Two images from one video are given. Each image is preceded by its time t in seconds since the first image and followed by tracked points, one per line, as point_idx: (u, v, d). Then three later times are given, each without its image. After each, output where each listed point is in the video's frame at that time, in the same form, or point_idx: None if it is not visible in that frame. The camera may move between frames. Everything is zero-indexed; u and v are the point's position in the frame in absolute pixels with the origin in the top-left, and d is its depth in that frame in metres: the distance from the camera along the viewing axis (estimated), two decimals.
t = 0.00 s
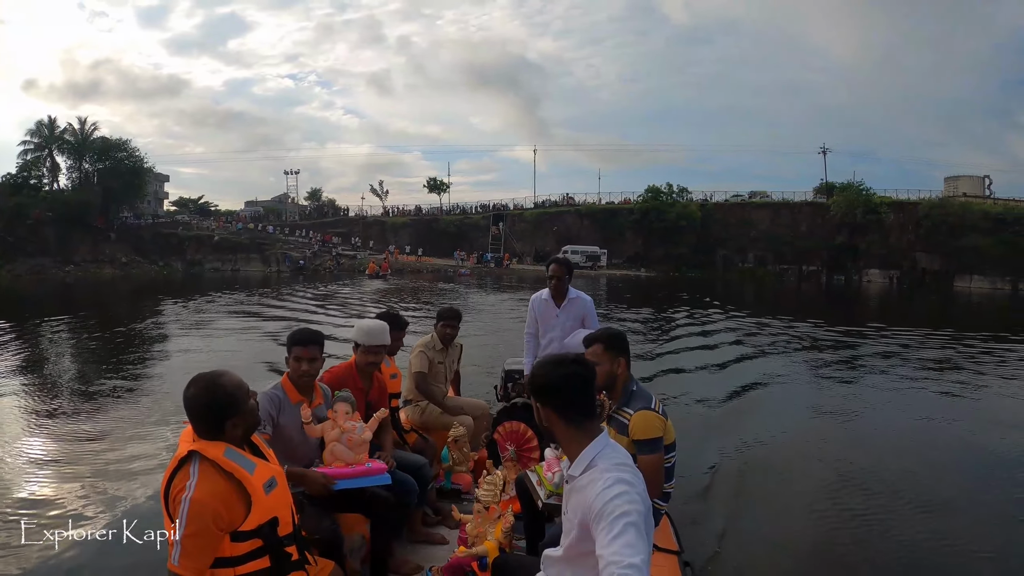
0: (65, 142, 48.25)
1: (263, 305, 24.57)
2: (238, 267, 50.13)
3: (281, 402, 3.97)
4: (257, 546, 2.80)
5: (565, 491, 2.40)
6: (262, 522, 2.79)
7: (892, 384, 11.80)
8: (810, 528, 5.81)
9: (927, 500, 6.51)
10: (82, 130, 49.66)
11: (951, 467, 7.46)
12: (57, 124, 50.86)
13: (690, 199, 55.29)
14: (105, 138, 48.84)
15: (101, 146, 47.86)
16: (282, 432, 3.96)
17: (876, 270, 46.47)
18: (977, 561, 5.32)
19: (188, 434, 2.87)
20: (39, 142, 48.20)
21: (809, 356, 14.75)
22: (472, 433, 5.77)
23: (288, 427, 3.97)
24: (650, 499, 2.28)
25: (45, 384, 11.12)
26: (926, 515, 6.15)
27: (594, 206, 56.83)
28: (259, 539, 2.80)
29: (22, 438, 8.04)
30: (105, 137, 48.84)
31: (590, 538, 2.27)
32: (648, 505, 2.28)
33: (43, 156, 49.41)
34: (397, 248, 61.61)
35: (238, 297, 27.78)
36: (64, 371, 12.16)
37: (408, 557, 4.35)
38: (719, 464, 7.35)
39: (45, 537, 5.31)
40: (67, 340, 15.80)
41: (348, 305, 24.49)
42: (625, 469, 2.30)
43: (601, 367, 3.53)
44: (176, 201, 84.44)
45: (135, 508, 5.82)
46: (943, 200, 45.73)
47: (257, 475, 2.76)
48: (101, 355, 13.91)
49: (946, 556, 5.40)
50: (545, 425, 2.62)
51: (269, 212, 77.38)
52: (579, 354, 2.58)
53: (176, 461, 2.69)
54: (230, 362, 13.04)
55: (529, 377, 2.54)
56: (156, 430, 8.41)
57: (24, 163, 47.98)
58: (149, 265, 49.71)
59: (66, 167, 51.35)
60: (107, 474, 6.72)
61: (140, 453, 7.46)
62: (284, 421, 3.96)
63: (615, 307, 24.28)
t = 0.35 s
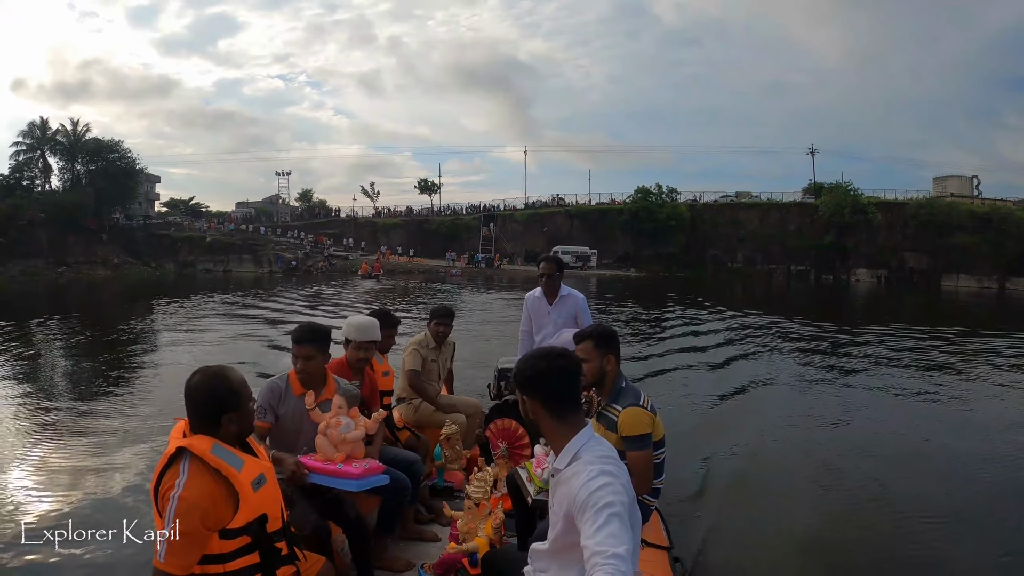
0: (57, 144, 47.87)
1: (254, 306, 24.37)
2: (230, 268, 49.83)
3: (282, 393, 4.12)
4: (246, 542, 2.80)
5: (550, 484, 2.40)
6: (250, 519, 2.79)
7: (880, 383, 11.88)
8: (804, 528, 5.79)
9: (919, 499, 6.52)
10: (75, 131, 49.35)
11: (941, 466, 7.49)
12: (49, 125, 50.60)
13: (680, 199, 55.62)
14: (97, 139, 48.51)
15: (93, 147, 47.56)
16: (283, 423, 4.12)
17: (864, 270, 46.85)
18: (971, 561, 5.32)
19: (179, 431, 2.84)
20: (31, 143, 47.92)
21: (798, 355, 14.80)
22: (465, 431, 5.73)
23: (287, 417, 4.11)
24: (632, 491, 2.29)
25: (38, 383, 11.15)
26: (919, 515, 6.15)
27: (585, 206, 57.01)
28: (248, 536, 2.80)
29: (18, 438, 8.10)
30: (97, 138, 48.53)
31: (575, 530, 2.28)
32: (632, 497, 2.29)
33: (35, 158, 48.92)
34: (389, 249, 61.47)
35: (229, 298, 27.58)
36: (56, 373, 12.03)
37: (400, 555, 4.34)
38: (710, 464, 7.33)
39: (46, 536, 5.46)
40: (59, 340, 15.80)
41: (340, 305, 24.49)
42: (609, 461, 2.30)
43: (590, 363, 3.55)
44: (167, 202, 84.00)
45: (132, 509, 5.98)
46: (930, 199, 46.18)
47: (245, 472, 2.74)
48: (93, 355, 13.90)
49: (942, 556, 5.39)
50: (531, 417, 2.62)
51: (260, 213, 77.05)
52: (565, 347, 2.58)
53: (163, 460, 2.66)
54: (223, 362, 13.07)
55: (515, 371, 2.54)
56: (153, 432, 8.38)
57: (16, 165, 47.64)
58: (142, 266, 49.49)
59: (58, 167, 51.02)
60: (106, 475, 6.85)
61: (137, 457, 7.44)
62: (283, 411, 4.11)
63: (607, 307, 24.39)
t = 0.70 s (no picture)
0: (49, 140, 47.32)
1: (246, 302, 24.12)
2: (222, 264, 49.46)
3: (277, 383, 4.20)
4: (251, 543, 2.80)
5: (552, 486, 2.42)
6: (255, 521, 2.78)
7: (869, 380, 11.99)
8: (806, 529, 5.79)
9: (916, 499, 6.56)
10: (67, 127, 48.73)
11: (935, 464, 7.55)
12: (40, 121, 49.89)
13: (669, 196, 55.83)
14: (90, 136, 48.06)
15: (85, 143, 47.10)
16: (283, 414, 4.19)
17: (852, 268, 47.18)
18: (970, 562, 5.35)
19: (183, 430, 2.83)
20: (22, 139, 47.20)
21: (788, 352, 14.92)
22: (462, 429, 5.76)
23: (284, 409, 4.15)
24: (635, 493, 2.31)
25: (28, 381, 11.02)
26: (919, 516, 6.17)
27: (575, 203, 57.05)
28: (252, 538, 2.80)
29: (8, 436, 7.99)
30: (90, 134, 48.05)
31: (578, 531, 2.30)
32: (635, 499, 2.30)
33: (26, 154, 48.16)
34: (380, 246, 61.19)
35: (221, 295, 27.33)
36: (48, 371, 11.86)
37: (400, 553, 4.32)
38: (709, 463, 7.30)
39: (44, 537, 5.36)
40: (50, 338, 15.63)
41: (333, 302, 24.37)
42: (611, 462, 2.32)
43: (591, 364, 3.56)
44: (157, 198, 83.26)
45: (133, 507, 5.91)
46: (918, 198, 46.54)
47: (252, 473, 2.74)
48: (85, 352, 13.74)
49: (943, 555, 5.44)
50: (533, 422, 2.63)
51: (251, 209, 76.53)
52: (569, 349, 2.59)
53: (170, 458, 2.64)
54: (215, 359, 12.94)
55: (515, 374, 2.55)
56: (148, 432, 8.24)
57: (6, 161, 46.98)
58: (134, 262, 49.00)
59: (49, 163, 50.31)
60: (103, 475, 6.74)
61: (135, 456, 7.34)
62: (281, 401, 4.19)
63: (601, 304, 24.45)
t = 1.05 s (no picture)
0: (45, 135, 46.74)
1: (241, 297, 23.93)
2: (217, 258, 49.22)
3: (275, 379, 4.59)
4: (265, 551, 2.75)
5: (565, 488, 2.43)
6: (272, 529, 2.75)
7: (862, 378, 12.10)
8: (811, 528, 5.78)
9: (918, 496, 6.60)
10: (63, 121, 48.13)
11: (932, 459, 7.66)
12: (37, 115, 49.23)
13: (663, 192, 55.99)
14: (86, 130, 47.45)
15: (82, 138, 46.40)
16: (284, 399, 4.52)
17: (844, 264, 47.40)
18: (976, 558, 5.39)
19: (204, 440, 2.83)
20: (18, 134, 46.45)
21: (781, 349, 15.01)
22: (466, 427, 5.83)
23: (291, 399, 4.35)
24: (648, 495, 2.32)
25: (21, 376, 10.94)
26: (923, 512, 6.21)
27: (569, 198, 57.08)
28: (268, 546, 2.76)
29: None
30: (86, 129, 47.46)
31: (591, 534, 2.30)
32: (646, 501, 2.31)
33: (22, 148, 47.47)
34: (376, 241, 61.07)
35: (217, 289, 27.16)
36: (42, 367, 11.66)
37: (404, 554, 4.28)
38: (711, 465, 7.25)
39: (45, 537, 5.32)
40: (45, 332, 15.53)
41: (329, 296, 24.32)
42: (625, 465, 2.34)
43: (599, 364, 3.55)
44: (153, 192, 82.87)
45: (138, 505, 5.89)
46: (910, 195, 46.77)
47: (273, 482, 2.73)
48: (79, 347, 13.63)
49: (943, 549, 5.52)
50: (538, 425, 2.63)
51: (246, 203, 76.21)
52: (584, 349, 2.58)
53: (195, 462, 2.62)
54: (210, 354, 12.84)
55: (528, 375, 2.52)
56: (148, 429, 8.15)
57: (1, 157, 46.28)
58: (130, 257, 48.60)
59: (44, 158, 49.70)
60: (101, 473, 6.67)
61: (135, 453, 7.27)
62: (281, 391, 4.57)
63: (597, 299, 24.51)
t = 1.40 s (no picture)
0: (41, 126, 46.03)
1: (236, 290, 23.75)
2: (213, 250, 48.91)
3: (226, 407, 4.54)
4: (290, 560, 2.72)
5: (564, 500, 2.43)
6: (304, 539, 2.73)
7: (853, 376, 12.21)
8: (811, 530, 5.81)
9: (917, 501, 6.61)
10: (59, 113, 47.44)
11: (926, 459, 7.79)
12: (32, 107, 48.50)
13: (657, 187, 56.06)
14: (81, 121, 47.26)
15: (77, 129, 46.26)
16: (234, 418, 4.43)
17: (837, 261, 47.56)
18: (978, 561, 5.43)
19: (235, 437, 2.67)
20: (13, 125, 45.79)
21: (772, 346, 15.10)
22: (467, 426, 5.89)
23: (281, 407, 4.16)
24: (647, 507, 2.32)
25: (16, 369, 10.79)
26: (926, 517, 6.21)
27: (564, 192, 57.04)
28: (293, 557, 2.73)
29: None
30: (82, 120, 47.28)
31: (591, 547, 2.29)
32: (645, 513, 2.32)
33: (17, 139, 46.67)
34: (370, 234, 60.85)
35: (211, 282, 26.94)
36: (34, 360, 11.43)
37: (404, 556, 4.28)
38: (711, 465, 7.25)
39: (45, 536, 5.19)
40: (39, 324, 15.36)
41: (325, 289, 24.18)
42: (624, 478, 2.35)
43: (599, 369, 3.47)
44: (147, 183, 82.31)
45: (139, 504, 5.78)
46: (902, 193, 46.97)
47: (312, 494, 2.70)
48: (74, 339, 13.47)
49: (940, 549, 5.62)
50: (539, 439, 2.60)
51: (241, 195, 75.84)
52: (583, 358, 2.57)
53: (250, 462, 2.49)
54: (207, 348, 12.72)
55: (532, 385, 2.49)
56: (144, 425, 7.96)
57: None
58: (125, 248, 48.16)
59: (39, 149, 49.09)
60: (101, 470, 6.55)
61: (133, 449, 7.14)
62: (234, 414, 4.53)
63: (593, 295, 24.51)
